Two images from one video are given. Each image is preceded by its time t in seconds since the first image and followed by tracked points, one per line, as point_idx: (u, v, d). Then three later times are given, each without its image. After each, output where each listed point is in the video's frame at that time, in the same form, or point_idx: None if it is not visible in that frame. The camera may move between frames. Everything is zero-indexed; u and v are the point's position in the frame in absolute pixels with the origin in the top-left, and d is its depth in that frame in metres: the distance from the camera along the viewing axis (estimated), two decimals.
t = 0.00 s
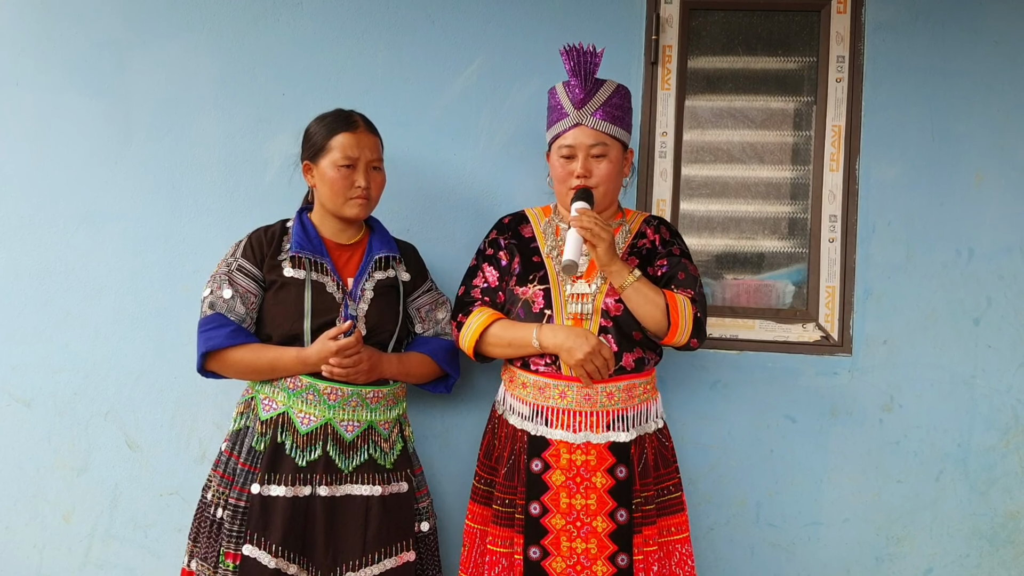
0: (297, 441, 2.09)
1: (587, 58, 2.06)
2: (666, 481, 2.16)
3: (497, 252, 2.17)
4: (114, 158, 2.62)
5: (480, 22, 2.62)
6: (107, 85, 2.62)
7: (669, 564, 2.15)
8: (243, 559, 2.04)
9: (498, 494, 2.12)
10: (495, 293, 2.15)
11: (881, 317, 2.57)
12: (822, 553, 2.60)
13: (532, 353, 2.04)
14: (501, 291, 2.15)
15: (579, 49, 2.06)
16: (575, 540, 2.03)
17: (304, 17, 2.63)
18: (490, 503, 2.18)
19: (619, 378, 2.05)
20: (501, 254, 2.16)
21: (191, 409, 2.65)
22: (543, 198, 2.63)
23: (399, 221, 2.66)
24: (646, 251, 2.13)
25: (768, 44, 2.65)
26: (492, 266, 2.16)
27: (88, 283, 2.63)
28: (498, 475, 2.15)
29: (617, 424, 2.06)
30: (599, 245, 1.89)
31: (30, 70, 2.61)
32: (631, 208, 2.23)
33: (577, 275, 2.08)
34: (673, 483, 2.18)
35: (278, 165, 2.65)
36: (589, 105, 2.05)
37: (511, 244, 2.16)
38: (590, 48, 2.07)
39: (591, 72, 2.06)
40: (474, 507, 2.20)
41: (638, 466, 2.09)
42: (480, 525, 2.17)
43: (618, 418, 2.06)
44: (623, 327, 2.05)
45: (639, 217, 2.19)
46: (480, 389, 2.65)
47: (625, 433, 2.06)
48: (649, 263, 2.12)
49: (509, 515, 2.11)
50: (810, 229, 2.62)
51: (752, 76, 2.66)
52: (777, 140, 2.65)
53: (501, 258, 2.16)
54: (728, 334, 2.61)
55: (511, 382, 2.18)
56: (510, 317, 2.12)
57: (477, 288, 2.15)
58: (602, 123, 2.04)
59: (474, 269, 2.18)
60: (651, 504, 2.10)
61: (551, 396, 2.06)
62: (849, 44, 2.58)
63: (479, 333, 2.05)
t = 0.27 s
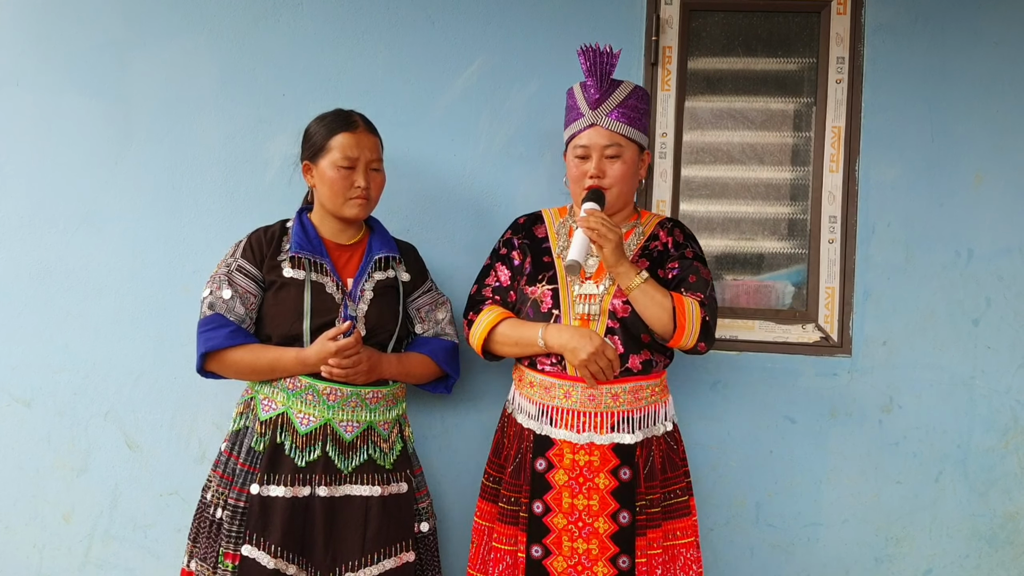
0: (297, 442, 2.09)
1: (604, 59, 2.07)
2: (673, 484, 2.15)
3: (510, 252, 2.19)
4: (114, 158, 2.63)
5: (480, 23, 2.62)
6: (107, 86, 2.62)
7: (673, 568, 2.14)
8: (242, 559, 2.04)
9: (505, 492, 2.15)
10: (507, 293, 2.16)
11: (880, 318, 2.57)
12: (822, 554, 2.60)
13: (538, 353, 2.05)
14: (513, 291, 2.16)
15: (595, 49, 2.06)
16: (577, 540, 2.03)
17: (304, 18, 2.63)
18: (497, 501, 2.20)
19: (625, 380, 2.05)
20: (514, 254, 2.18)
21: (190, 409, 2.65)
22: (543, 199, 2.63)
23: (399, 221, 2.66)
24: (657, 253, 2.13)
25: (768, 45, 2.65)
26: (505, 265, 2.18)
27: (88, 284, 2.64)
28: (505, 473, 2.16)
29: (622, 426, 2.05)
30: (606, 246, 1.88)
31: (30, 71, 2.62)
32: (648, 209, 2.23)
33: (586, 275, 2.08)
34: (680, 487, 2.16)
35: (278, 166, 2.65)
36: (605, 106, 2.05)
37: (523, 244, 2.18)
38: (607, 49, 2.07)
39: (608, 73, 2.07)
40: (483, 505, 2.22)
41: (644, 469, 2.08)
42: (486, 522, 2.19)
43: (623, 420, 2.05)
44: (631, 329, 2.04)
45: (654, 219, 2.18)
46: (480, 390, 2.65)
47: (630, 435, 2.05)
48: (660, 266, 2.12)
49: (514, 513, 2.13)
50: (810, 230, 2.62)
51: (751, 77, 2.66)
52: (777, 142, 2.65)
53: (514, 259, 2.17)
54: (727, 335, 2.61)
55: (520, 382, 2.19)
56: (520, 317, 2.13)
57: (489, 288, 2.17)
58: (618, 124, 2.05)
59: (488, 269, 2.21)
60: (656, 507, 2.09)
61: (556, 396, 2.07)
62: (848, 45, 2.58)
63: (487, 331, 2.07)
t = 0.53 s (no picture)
0: (295, 443, 2.09)
1: (620, 62, 2.07)
2: (680, 489, 2.12)
3: (525, 253, 2.21)
4: (114, 159, 2.63)
5: (480, 25, 2.63)
6: (108, 87, 2.63)
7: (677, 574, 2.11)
8: (241, 560, 2.05)
9: (512, 490, 2.15)
10: (520, 293, 2.18)
11: (879, 320, 2.58)
12: (820, 556, 2.61)
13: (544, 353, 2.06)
14: (525, 292, 2.18)
15: (611, 52, 2.06)
16: (577, 540, 2.04)
17: (304, 19, 2.64)
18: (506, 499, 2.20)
19: (629, 383, 2.04)
20: (529, 255, 2.20)
21: (190, 410, 2.66)
22: (543, 201, 2.64)
23: (398, 223, 2.67)
24: (668, 256, 2.10)
25: (767, 47, 2.66)
26: (520, 266, 2.20)
27: (88, 284, 2.64)
28: (514, 471, 2.17)
29: (625, 428, 2.04)
30: (610, 248, 1.89)
31: (31, 72, 2.62)
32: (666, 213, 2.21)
33: (594, 277, 2.08)
34: (687, 492, 2.13)
35: (278, 167, 2.65)
36: (620, 109, 2.06)
37: (538, 245, 2.19)
38: (623, 52, 2.07)
39: (624, 75, 2.07)
40: (493, 502, 2.22)
41: (648, 473, 2.06)
42: (496, 519, 2.18)
43: (626, 422, 2.04)
44: (638, 332, 2.02)
45: (669, 223, 2.16)
46: (479, 391, 2.65)
47: (633, 437, 2.04)
48: (671, 270, 2.09)
49: (520, 512, 2.13)
50: (809, 232, 2.62)
51: (751, 79, 2.66)
52: (777, 144, 2.66)
53: (529, 260, 2.19)
54: (727, 336, 2.61)
55: (531, 382, 2.22)
56: (531, 318, 2.14)
57: (502, 288, 2.19)
58: (632, 127, 2.04)
59: (504, 269, 2.23)
60: (660, 511, 2.07)
61: (561, 396, 2.09)
62: (847, 48, 2.59)
63: (498, 330, 2.10)
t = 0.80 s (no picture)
0: (293, 444, 2.08)
1: (632, 63, 2.06)
2: (686, 494, 2.09)
3: (540, 255, 2.20)
4: (113, 160, 2.63)
5: (480, 26, 2.62)
6: (106, 88, 2.62)
7: None
8: (239, 562, 2.04)
9: (519, 490, 2.17)
10: (532, 295, 2.18)
11: (879, 322, 2.57)
12: (821, 558, 2.60)
13: (551, 355, 2.06)
14: (538, 293, 2.17)
15: (622, 53, 2.06)
16: (578, 542, 2.03)
17: (303, 20, 2.63)
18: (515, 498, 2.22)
19: (633, 386, 2.02)
20: (543, 257, 2.19)
21: (189, 411, 2.65)
22: (542, 202, 2.63)
23: (398, 224, 2.66)
24: (678, 259, 2.09)
25: (767, 48, 2.65)
26: (533, 268, 2.20)
27: (86, 286, 2.63)
28: (521, 471, 2.19)
29: (628, 431, 2.03)
30: (613, 249, 1.88)
31: (30, 73, 2.62)
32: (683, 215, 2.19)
33: (601, 279, 2.07)
34: (694, 497, 2.10)
35: (277, 168, 2.65)
36: (632, 110, 2.05)
37: (553, 247, 2.18)
38: (635, 54, 2.07)
39: (635, 77, 2.06)
40: (503, 502, 2.24)
41: (653, 478, 2.03)
42: (505, 518, 2.20)
43: (630, 425, 2.03)
44: (643, 335, 2.01)
45: (683, 225, 2.14)
46: (479, 393, 2.65)
47: (637, 441, 2.02)
48: (680, 273, 2.07)
49: (526, 512, 2.15)
50: (809, 233, 2.61)
51: (751, 80, 2.66)
52: (777, 145, 2.65)
53: (542, 262, 2.18)
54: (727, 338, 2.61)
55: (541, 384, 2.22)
56: (541, 320, 2.15)
57: (515, 289, 2.19)
58: (644, 128, 2.04)
59: (520, 271, 2.23)
60: (665, 516, 2.03)
61: (566, 398, 2.09)
62: (848, 48, 2.58)
63: (507, 331, 2.11)
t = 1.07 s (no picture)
0: (292, 445, 2.09)
1: (637, 65, 2.07)
2: (689, 497, 2.08)
3: (548, 257, 2.22)
4: (112, 161, 2.63)
5: (478, 27, 2.63)
6: (106, 90, 2.63)
7: None
8: (237, 563, 2.05)
9: (524, 489, 2.19)
10: (540, 297, 2.19)
11: (877, 323, 2.57)
12: (819, 559, 2.60)
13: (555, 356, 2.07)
14: (545, 295, 2.19)
15: (627, 55, 2.06)
16: (579, 543, 2.03)
17: (301, 22, 2.64)
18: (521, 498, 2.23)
19: (635, 387, 2.02)
20: (551, 259, 2.21)
21: (188, 412, 2.65)
22: (540, 203, 2.64)
23: (397, 225, 2.67)
24: (682, 261, 2.08)
25: (765, 49, 2.65)
26: (542, 270, 2.22)
27: (86, 287, 2.64)
28: (527, 470, 2.21)
29: (630, 433, 2.03)
30: (613, 251, 1.89)
31: (29, 75, 2.63)
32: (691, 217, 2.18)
33: (606, 281, 2.08)
34: (697, 500, 2.08)
35: (276, 169, 2.65)
36: (636, 112, 2.06)
37: (560, 249, 2.19)
38: (640, 55, 2.07)
39: (640, 78, 2.07)
40: (510, 501, 2.26)
41: (655, 480, 2.03)
42: (510, 517, 2.22)
43: (631, 427, 2.02)
44: (645, 337, 2.00)
45: (689, 227, 2.13)
46: (478, 394, 2.65)
47: (639, 442, 2.02)
48: (684, 275, 2.07)
49: (530, 511, 2.16)
50: (808, 234, 2.62)
51: (749, 81, 2.66)
52: (775, 146, 2.65)
53: (551, 264, 2.20)
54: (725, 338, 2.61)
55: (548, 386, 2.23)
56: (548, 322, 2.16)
57: (523, 291, 2.22)
58: (648, 130, 2.04)
59: (529, 274, 2.26)
60: (667, 518, 2.02)
61: (569, 399, 2.10)
62: (846, 49, 2.58)
63: (514, 332, 2.12)
